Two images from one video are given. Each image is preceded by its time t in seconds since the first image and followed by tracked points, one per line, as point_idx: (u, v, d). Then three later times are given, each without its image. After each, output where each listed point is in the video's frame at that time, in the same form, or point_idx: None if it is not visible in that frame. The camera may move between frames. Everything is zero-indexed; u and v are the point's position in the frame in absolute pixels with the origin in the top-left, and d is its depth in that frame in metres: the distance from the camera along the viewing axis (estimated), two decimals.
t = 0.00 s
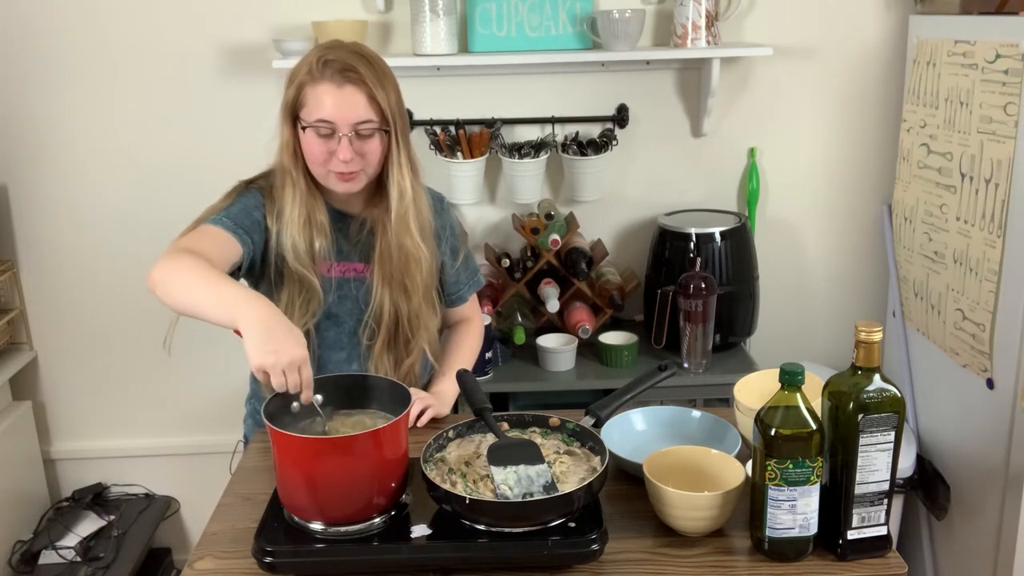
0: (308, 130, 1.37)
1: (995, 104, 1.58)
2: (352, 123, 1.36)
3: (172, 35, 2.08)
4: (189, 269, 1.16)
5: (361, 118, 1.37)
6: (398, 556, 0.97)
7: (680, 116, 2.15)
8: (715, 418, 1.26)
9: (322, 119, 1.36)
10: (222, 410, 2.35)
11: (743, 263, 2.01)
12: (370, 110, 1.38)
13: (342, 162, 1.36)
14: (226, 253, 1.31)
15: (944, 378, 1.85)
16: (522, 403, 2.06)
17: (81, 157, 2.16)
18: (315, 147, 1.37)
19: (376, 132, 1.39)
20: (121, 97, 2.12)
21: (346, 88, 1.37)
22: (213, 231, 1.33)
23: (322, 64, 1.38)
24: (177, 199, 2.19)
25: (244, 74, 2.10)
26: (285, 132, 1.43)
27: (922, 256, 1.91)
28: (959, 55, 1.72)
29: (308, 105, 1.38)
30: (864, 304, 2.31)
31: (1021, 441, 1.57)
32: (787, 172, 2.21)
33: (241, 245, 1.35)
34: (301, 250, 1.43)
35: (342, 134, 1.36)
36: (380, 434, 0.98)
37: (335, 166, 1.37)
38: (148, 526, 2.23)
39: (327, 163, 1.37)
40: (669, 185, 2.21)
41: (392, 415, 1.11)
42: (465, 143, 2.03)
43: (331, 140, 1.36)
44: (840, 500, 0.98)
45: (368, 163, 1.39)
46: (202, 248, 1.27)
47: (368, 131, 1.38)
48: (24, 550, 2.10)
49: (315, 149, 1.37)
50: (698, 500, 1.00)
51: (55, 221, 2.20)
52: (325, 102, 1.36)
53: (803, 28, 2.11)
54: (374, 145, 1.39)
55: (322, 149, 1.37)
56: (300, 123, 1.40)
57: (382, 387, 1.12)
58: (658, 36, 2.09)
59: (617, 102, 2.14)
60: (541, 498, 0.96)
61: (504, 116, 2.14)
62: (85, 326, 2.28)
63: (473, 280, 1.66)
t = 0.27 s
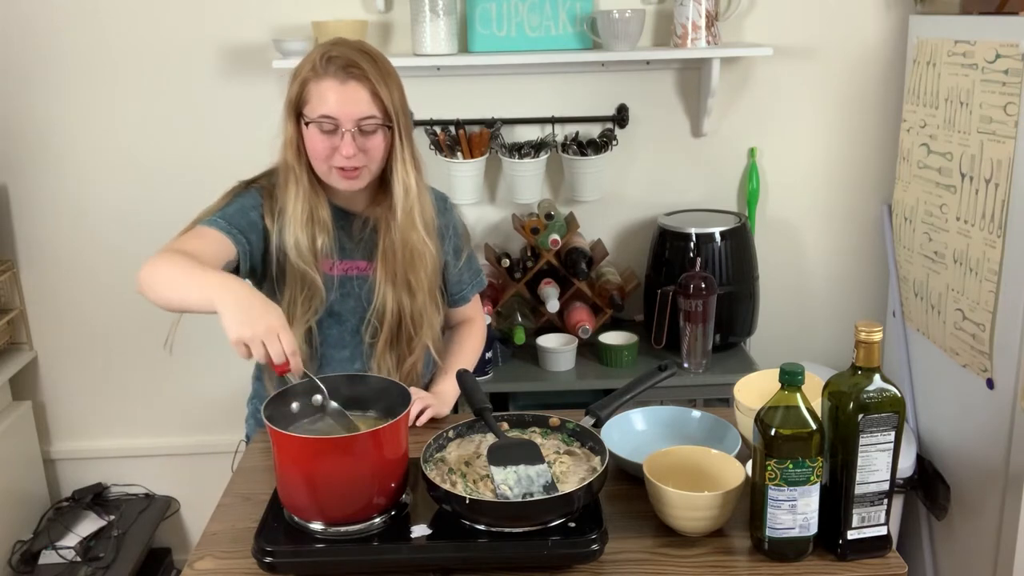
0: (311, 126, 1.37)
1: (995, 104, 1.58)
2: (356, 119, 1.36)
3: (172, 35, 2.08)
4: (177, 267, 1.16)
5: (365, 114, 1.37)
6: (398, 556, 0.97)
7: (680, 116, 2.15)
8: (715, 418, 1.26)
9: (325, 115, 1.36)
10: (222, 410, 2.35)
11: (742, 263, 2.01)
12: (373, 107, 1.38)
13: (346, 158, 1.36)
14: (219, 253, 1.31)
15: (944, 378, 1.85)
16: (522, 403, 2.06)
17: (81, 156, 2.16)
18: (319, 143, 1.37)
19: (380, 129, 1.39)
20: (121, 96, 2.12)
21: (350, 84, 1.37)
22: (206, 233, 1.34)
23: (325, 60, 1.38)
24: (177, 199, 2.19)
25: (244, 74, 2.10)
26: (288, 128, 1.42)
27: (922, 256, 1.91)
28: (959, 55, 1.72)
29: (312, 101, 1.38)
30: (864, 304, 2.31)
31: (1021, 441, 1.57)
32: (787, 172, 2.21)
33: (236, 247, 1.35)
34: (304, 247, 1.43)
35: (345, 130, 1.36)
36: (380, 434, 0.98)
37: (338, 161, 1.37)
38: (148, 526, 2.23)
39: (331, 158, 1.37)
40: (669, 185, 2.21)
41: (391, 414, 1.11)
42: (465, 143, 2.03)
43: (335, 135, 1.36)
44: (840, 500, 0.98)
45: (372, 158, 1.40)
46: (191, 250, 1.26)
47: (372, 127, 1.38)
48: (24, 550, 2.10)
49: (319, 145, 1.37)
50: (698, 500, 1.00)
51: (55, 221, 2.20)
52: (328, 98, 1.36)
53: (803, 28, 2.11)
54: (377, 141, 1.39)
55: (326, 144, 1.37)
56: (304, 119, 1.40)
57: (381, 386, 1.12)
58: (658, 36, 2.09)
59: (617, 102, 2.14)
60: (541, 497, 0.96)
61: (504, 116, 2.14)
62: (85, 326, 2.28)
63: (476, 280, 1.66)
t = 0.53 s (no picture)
0: (312, 121, 1.37)
1: (995, 104, 1.58)
2: (356, 115, 1.36)
3: (172, 35, 2.08)
4: (167, 292, 1.20)
5: (365, 110, 1.37)
6: (398, 556, 0.97)
7: (680, 116, 2.15)
8: (715, 418, 1.26)
9: (326, 110, 1.36)
10: (222, 410, 2.35)
11: (742, 263, 2.01)
12: (374, 102, 1.38)
13: (345, 154, 1.36)
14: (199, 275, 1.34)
15: (944, 378, 1.84)
16: (522, 403, 2.06)
17: (81, 156, 2.16)
18: (319, 138, 1.37)
19: (381, 125, 1.39)
20: (121, 97, 2.12)
21: (351, 80, 1.37)
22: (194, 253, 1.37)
23: (328, 57, 1.38)
24: (178, 199, 2.19)
25: (244, 74, 2.10)
26: (291, 124, 1.43)
27: (922, 256, 1.91)
28: (960, 55, 1.72)
29: (314, 97, 1.38)
30: (864, 304, 2.31)
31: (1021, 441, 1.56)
32: (787, 171, 2.21)
33: (223, 264, 1.38)
34: (304, 247, 1.44)
35: (345, 125, 1.36)
36: (380, 434, 0.98)
37: (338, 158, 1.36)
38: (148, 526, 2.23)
39: (331, 154, 1.37)
40: (669, 185, 2.21)
41: (391, 415, 1.11)
42: (465, 143, 2.03)
43: (335, 131, 1.36)
44: (841, 500, 0.98)
45: (373, 155, 1.39)
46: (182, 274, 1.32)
47: (372, 123, 1.38)
48: (24, 550, 2.10)
49: (319, 140, 1.37)
50: (698, 500, 1.00)
51: (55, 221, 2.20)
52: (329, 94, 1.37)
53: (803, 28, 2.11)
54: (377, 138, 1.38)
55: (326, 140, 1.37)
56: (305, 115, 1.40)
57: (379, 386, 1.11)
58: (658, 36, 2.09)
59: (617, 102, 2.14)
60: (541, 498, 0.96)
61: (504, 116, 2.14)
62: (85, 326, 2.28)
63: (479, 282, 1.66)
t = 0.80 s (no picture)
0: (305, 124, 1.37)
1: (995, 104, 1.58)
2: (349, 118, 1.36)
3: (172, 35, 2.08)
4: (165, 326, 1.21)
5: (358, 113, 1.37)
6: (398, 556, 0.97)
7: (680, 116, 2.15)
8: (716, 418, 1.25)
9: (319, 114, 1.36)
10: (222, 410, 2.35)
11: (743, 263, 2.01)
12: (367, 105, 1.38)
13: (339, 157, 1.36)
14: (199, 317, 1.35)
15: (944, 378, 1.84)
16: (522, 403, 2.06)
17: (81, 157, 2.16)
18: (312, 141, 1.37)
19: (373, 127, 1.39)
20: (121, 97, 2.12)
21: (343, 82, 1.37)
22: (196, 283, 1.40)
23: (321, 60, 1.38)
24: (177, 199, 2.19)
25: (244, 74, 2.10)
26: (284, 126, 1.43)
27: (921, 256, 1.91)
28: (959, 55, 1.72)
29: (306, 100, 1.38)
30: (864, 304, 2.31)
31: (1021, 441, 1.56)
32: (787, 171, 2.21)
33: (222, 284, 1.40)
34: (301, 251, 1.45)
35: (338, 128, 1.36)
36: (380, 434, 0.98)
37: (330, 161, 1.37)
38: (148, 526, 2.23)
39: (324, 157, 1.37)
40: (669, 185, 2.21)
41: (390, 416, 1.11)
42: (465, 143, 2.03)
43: (327, 134, 1.37)
44: (841, 500, 0.98)
45: (366, 157, 1.39)
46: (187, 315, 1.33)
47: (364, 126, 1.38)
48: (24, 550, 2.10)
49: (312, 144, 1.37)
50: (698, 500, 1.00)
51: (55, 221, 2.20)
52: (322, 97, 1.36)
53: (803, 28, 2.11)
54: (370, 141, 1.39)
55: (318, 143, 1.37)
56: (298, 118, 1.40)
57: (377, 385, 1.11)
58: (658, 36, 2.09)
59: (617, 102, 2.14)
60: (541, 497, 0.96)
61: (504, 116, 2.14)
62: (86, 327, 2.28)
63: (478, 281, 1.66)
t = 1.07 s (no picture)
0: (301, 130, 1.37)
1: (995, 104, 1.58)
2: (345, 124, 1.36)
3: (172, 35, 2.08)
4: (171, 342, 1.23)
5: (353, 119, 1.37)
6: (398, 556, 0.97)
7: (680, 116, 2.15)
8: (716, 418, 1.25)
9: (315, 119, 1.36)
10: (222, 410, 2.35)
11: (743, 263, 2.01)
12: (362, 111, 1.38)
13: (336, 163, 1.36)
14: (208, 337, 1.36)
15: (944, 378, 1.84)
16: (522, 403, 2.06)
17: (81, 157, 2.16)
18: (308, 146, 1.37)
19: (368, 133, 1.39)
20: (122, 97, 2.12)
21: (338, 87, 1.36)
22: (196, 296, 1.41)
23: (315, 64, 1.37)
24: (178, 199, 2.19)
25: (244, 74, 2.10)
26: (278, 131, 1.42)
27: (921, 256, 1.91)
28: (959, 55, 1.72)
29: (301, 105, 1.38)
30: (864, 304, 2.31)
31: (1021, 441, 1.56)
32: (787, 172, 2.21)
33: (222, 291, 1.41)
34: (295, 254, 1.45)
35: (334, 134, 1.36)
36: (380, 434, 0.98)
37: (326, 167, 1.38)
38: (148, 526, 2.23)
39: (319, 162, 1.38)
40: (669, 185, 2.21)
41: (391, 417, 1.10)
42: (465, 143, 2.03)
43: (323, 140, 1.37)
44: (841, 500, 0.98)
45: (361, 162, 1.40)
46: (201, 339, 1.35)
47: (360, 132, 1.38)
48: (24, 550, 2.10)
49: (308, 148, 1.38)
50: (698, 500, 1.00)
51: (55, 221, 2.20)
52: (315, 103, 1.36)
53: (803, 28, 2.11)
54: (366, 146, 1.39)
55: (313, 149, 1.37)
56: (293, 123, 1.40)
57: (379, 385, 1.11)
58: (658, 36, 2.09)
59: (617, 102, 2.14)
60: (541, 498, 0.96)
61: (504, 116, 2.14)
62: (86, 327, 2.28)
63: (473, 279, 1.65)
